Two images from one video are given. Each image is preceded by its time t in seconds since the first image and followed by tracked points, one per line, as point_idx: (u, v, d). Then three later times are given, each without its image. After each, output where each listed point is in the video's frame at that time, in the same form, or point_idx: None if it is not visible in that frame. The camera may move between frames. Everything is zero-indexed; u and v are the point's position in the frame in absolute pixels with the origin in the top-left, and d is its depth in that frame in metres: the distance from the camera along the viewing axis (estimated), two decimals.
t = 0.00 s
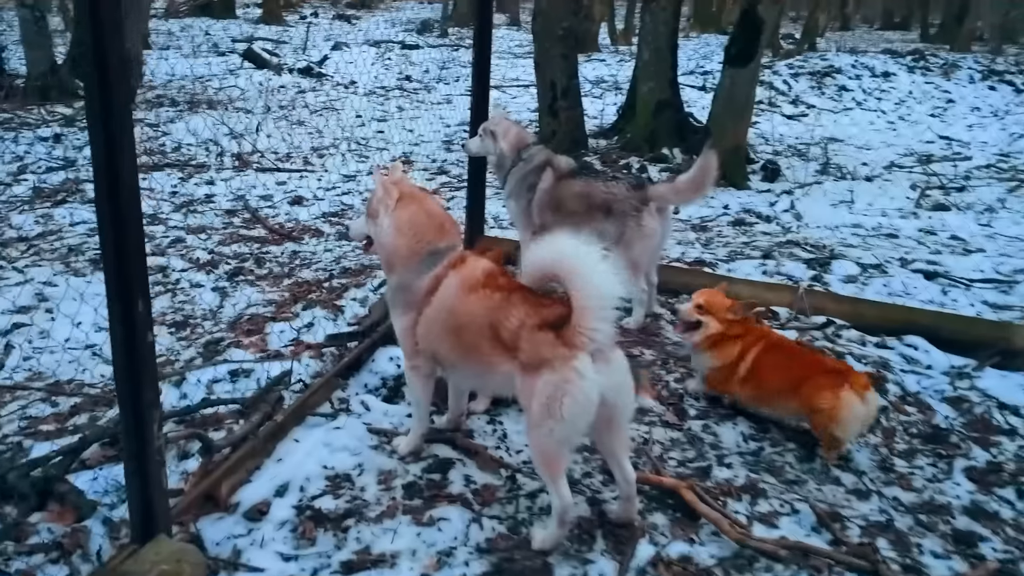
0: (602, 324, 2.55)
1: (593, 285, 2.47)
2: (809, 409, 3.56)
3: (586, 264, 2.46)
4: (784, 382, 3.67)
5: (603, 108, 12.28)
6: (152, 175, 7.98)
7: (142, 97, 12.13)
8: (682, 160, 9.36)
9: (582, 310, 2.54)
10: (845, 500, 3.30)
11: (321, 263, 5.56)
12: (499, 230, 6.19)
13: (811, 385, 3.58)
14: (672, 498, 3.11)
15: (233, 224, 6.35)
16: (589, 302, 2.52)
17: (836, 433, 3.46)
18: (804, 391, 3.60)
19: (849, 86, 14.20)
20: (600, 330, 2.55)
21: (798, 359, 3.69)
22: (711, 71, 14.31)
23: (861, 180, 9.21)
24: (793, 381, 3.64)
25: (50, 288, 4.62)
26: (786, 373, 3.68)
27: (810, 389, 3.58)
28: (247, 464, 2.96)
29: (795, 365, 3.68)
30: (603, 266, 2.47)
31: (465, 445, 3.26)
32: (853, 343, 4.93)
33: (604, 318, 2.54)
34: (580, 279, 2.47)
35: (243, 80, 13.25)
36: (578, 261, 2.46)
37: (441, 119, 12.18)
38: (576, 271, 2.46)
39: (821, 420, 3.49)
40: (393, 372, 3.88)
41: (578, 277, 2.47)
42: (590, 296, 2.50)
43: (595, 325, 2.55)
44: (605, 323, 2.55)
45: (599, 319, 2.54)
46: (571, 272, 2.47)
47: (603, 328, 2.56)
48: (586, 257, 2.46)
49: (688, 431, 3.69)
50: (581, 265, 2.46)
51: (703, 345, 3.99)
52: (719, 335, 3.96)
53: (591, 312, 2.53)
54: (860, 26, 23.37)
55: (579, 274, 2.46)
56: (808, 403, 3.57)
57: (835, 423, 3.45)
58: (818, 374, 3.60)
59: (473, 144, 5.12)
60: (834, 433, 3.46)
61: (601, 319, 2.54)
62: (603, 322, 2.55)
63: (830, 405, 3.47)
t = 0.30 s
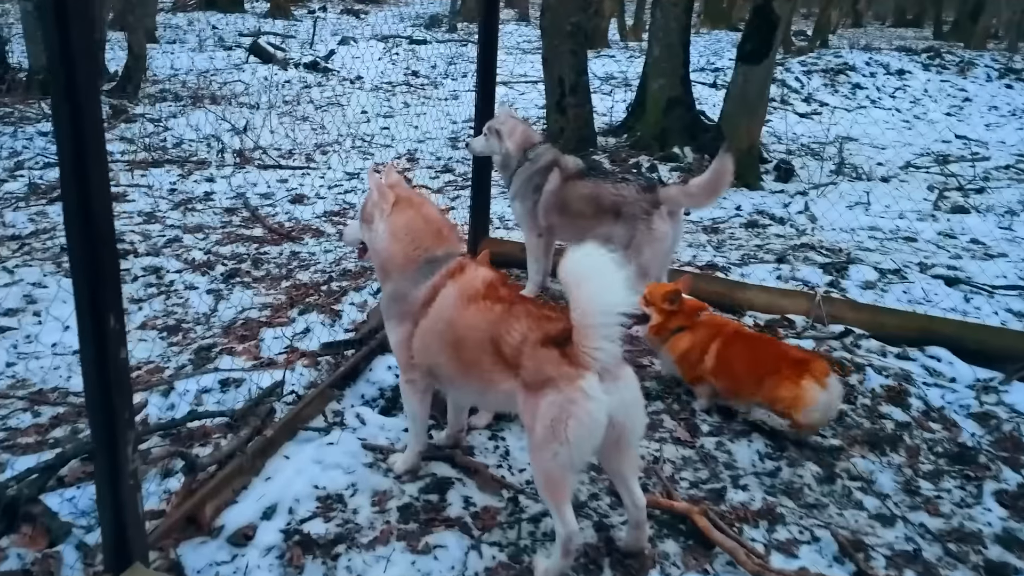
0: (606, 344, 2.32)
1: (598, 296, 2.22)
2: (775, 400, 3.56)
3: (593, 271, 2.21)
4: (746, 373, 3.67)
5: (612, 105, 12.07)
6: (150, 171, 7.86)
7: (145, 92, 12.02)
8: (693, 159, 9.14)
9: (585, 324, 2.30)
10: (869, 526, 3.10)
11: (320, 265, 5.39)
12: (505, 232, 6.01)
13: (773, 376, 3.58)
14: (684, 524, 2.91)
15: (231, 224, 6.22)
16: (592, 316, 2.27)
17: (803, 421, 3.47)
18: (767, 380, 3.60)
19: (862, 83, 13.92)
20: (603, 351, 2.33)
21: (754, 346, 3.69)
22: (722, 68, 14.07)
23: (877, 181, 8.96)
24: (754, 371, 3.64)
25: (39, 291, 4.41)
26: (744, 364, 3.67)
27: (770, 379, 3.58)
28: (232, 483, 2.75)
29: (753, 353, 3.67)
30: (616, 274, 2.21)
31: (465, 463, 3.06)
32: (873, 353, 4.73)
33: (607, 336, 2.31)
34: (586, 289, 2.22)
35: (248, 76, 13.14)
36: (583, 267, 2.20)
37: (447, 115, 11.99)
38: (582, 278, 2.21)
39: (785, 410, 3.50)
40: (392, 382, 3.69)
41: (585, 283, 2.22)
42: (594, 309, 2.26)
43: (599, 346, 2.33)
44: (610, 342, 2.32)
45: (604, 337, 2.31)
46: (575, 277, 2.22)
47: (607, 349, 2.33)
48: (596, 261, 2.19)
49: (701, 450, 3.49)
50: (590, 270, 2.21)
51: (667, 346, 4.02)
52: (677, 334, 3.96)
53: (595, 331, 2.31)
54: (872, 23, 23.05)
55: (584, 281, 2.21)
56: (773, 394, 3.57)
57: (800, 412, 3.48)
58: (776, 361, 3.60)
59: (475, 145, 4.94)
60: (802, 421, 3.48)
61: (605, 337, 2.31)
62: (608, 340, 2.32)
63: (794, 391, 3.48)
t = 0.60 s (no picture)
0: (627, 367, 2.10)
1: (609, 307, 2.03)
2: (745, 384, 3.59)
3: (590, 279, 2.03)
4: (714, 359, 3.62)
5: (623, 100, 11.84)
6: (149, 169, 7.74)
7: (148, 87, 11.91)
8: (706, 157, 8.92)
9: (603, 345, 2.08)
10: (902, 558, 2.90)
11: (321, 268, 5.22)
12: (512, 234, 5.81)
13: (746, 362, 3.58)
14: (703, 556, 2.72)
15: (230, 225, 6.08)
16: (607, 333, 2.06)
17: (773, 407, 3.53)
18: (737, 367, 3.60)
19: (878, 79, 13.61)
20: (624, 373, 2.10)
21: (726, 332, 3.65)
22: (734, 62, 13.80)
23: (896, 180, 8.70)
24: (724, 356, 3.61)
25: (28, 295, 4.27)
26: (711, 348, 3.62)
27: (740, 364, 3.59)
28: (219, 510, 2.53)
29: (725, 338, 3.64)
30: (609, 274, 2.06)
31: (468, 487, 2.84)
32: (898, 365, 4.51)
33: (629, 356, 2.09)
34: (591, 300, 2.03)
35: (254, 70, 13.00)
36: (576, 273, 2.04)
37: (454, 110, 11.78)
38: (581, 287, 2.03)
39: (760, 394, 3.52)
40: (393, 396, 3.49)
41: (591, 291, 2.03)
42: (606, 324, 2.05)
43: (618, 366, 2.10)
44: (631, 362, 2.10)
45: (624, 357, 2.09)
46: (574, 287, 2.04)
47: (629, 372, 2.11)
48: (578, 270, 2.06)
49: (720, 471, 3.29)
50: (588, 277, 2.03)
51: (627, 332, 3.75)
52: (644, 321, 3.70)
53: (615, 350, 2.08)
54: (886, 17, 22.66)
55: (588, 292, 2.02)
56: (744, 378, 3.59)
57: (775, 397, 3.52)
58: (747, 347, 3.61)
59: (481, 143, 4.69)
60: (769, 407, 3.54)
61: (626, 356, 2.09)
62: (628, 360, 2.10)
63: (766, 376, 3.53)
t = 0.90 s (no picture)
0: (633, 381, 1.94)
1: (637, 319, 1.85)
2: (749, 378, 3.54)
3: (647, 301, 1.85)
4: (717, 354, 3.63)
5: (639, 94, 11.68)
6: (158, 165, 7.73)
7: (161, 81, 11.94)
8: (724, 152, 8.76)
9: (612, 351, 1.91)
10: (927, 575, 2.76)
11: (329, 266, 5.15)
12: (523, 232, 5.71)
13: (747, 354, 3.57)
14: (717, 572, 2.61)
15: (239, 221, 6.04)
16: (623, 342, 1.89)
17: (777, 400, 3.42)
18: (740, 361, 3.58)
19: (900, 72, 13.32)
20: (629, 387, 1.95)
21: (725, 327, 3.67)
22: (753, 54, 13.57)
23: (919, 175, 8.48)
24: (726, 351, 3.61)
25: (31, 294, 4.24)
26: (713, 344, 3.64)
27: (742, 358, 3.58)
28: (216, 522, 2.44)
29: (725, 332, 3.64)
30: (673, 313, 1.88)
31: (474, 497, 2.74)
32: (922, 369, 4.36)
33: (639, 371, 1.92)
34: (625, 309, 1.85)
35: (268, 64, 13.00)
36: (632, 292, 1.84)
37: (468, 104, 11.68)
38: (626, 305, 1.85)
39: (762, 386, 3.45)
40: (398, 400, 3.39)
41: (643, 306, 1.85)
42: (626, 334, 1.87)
43: (623, 378, 1.94)
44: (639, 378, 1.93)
45: (634, 370, 1.92)
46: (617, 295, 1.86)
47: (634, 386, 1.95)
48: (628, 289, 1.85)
49: (736, 481, 3.17)
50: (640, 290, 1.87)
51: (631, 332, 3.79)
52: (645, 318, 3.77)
53: (620, 362, 1.92)
54: (908, 8, 22.21)
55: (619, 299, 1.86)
56: (747, 371, 3.55)
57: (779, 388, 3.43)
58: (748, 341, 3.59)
59: (491, 139, 4.72)
60: (776, 399, 3.42)
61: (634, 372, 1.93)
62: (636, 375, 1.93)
63: (769, 366, 3.48)
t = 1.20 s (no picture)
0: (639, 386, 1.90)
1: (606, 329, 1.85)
2: (759, 378, 3.43)
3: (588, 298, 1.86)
4: (725, 352, 3.50)
5: (661, 86, 11.51)
6: (176, 159, 7.76)
7: (182, 74, 12.01)
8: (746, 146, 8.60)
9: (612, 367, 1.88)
10: None
11: (340, 261, 5.11)
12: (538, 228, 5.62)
13: (755, 353, 3.43)
14: None
15: (252, 216, 6.02)
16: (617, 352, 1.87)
17: (789, 400, 3.34)
18: (749, 360, 3.45)
19: (930, 62, 12.96)
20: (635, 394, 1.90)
21: (732, 324, 3.53)
22: (779, 45, 13.29)
23: (948, 169, 8.23)
24: (735, 349, 3.47)
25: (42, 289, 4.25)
26: (720, 341, 3.51)
27: (750, 356, 3.45)
28: (211, 526, 2.40)
29: (731, 330, 3.51)
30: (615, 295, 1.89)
31: (477, 503, 2.67)
32: (948, 371, 4.20)
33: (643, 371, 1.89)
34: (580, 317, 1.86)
35: (289, 58, 13.03)
36: (560, 295, 1.87)
37: (487, 96, 11.59)
38: (578, 305, 1.85)
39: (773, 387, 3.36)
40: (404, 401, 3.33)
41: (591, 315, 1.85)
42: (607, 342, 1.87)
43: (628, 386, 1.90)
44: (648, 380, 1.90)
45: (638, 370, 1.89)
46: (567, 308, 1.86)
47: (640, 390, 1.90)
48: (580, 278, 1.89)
49: (749, 488, 3.06)
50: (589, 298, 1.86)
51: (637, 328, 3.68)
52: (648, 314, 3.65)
53: (626, 369, 1.88)
54: None
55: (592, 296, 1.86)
56: (757, 371, 3.42)
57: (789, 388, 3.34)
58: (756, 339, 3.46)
59: (502, 134, 4.62)
60: (787, 398, 3.34)
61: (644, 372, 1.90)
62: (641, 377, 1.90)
63: (779, 366, 3.35)
